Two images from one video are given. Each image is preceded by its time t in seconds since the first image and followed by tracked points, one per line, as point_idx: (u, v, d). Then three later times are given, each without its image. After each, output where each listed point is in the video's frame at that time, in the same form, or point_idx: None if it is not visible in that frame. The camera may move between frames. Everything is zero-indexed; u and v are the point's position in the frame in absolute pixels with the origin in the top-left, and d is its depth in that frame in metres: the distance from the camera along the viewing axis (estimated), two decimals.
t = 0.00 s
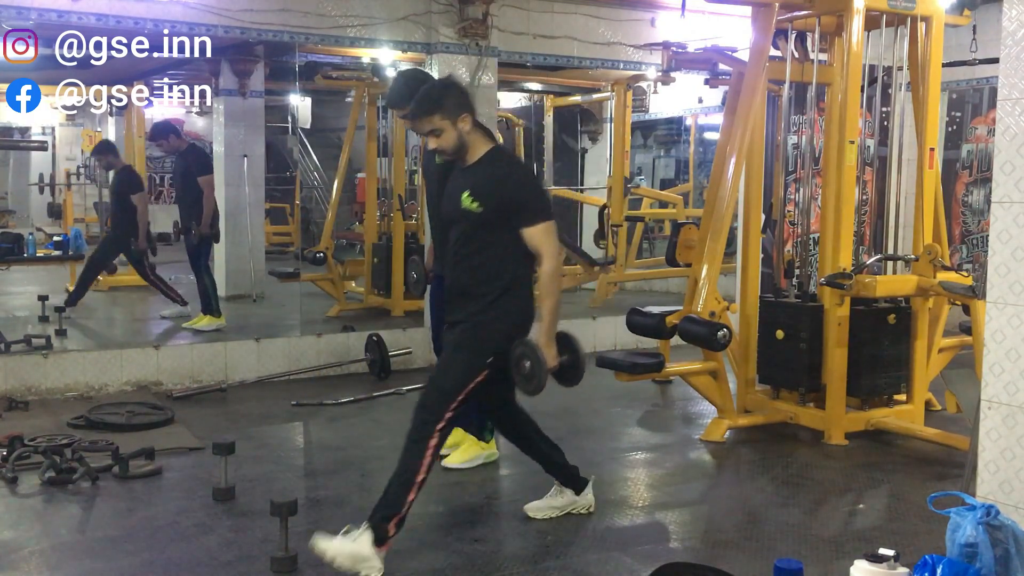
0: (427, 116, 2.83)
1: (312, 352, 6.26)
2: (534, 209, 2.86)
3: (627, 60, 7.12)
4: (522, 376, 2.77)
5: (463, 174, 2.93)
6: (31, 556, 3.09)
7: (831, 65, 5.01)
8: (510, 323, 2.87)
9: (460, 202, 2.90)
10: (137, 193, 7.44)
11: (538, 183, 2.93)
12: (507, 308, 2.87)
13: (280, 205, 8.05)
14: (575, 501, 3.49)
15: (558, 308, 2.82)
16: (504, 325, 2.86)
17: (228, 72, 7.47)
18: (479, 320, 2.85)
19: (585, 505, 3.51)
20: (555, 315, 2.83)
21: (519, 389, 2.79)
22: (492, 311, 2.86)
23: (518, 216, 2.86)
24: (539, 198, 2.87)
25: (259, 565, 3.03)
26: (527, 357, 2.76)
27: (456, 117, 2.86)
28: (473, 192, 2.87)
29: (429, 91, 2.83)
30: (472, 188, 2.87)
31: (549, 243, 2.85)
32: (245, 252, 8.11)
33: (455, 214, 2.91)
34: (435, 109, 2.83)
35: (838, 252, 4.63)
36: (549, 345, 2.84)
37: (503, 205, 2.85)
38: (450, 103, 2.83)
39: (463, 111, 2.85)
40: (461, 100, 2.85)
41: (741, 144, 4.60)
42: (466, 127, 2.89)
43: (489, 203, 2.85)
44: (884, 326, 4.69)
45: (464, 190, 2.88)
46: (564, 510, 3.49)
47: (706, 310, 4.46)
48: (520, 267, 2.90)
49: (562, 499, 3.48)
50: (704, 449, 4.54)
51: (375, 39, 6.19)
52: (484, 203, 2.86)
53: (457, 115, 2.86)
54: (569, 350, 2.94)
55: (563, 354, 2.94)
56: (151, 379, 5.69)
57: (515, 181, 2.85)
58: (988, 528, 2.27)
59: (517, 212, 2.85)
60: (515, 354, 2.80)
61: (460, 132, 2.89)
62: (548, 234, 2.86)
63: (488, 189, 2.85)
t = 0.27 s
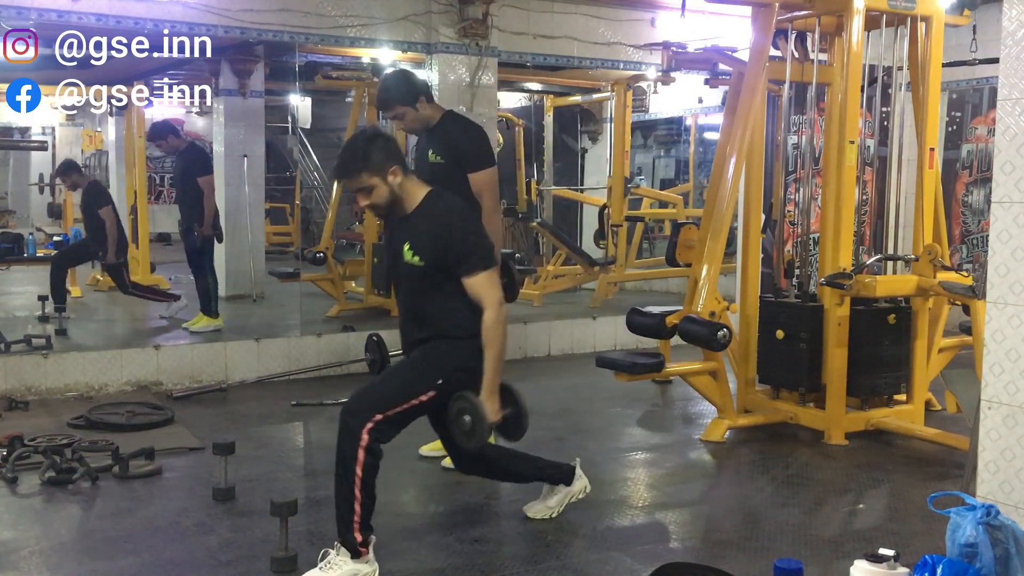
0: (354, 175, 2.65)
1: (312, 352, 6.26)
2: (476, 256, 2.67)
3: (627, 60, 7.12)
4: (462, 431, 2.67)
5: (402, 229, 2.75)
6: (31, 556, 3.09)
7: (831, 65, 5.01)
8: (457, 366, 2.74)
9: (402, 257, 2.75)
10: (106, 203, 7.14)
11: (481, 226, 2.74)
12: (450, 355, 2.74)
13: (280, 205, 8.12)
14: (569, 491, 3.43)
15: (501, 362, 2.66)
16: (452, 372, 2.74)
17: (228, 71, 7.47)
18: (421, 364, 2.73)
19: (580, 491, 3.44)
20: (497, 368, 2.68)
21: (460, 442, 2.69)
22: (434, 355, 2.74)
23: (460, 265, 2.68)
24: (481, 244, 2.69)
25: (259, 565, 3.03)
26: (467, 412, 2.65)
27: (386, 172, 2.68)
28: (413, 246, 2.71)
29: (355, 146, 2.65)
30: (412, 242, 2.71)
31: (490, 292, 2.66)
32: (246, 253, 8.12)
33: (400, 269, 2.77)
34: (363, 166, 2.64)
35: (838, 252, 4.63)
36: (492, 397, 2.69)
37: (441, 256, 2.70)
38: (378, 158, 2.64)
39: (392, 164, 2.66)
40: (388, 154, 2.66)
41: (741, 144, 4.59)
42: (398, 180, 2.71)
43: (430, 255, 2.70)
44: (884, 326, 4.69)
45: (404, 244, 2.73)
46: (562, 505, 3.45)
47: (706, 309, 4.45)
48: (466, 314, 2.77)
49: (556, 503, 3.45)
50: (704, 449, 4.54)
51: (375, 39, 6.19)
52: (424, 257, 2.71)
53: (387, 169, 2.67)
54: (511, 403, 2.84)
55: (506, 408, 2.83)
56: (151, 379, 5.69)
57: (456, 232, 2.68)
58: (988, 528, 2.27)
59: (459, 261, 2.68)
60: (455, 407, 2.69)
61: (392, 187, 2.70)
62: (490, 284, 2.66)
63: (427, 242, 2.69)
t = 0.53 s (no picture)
0: (330, 212, 2.59)
1: (313, 351, 6.26)
2: (450, 288, 2.58)
3: (627, 60, 7.12)
4: (412, 459, 2.55)
5: (380, 262, 2.71)
6: (31, 556, 3.09)
7: (831, 65, 5.01)
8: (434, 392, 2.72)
9: (379, 290, 2.71)
10: (93, 216, 7.09)
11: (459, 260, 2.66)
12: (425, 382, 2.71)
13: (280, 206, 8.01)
14: (564, 488, 3.44)
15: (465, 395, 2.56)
16: (434, 395, 2.72)
17: (228, 71, 7.47)
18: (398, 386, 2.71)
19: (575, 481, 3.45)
20: (461, 402, 2.57)
21: (408, 472, 2.56)
22: (411, 381, 2.72)
23: (434, 298, 2.61)
24: (457, 276, 2.61)
25: (259, 565, 3.03)
26: (422, 439, 2.55)
27: (362, 207, 2.62)
28: (391, 280, 2.67)
29: (330, 182, 2.59)
30: (391, 275, 2.67)
31: (465, 326, 2.57)
32: (246, 254, 8.09)
33: (378, 300, 2.74)
34: (339, 202, 2.59)
35: (838, 252, 4.63)
36: (451, 432, 2.56)
37: (418, 287, 2.64)
38: (353, 196, 2.59)
39: (368, 200, 2.61)
40: (364, 189, 2.61)
41: (741, 144, 4.59)
42: (376, 215, 2.66)
43: (406, 290, 2.65)
44: (884, 326, 4.69)
45: (381, 278, 2.69)
46: (559, 502, 3.46)
47: (706, 309, 4.45)
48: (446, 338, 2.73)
49: (554, 502, 3.45)
50: (704, 449, 4.54)
51: (375, 39, 6.19)
52: (402, 291, 2.66)
53: (364, 205, 2.62)
54: (469, 446, 2.65)
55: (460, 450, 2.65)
56: (151, 379, 5.69)
57: (430, 267, 2.62)
58: (988, 528, 2.27)
59: (432, 295, 2.61)
60: (411, 433, 2.59)
61: (369, 221, 2.65)
62: (465, 317, 2.58)
63: (405, 276, 2.65)
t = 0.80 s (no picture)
0: (323, 234, 2.56)
1: (313, 351, 6.26)
2: (438, 315, 2.56)
3: (627, 60, 7.12)
4: (399, 485, 2.57)
5: (370, 284, 2.70)
6: (31, 556, 3.09)
7: (831, 65, 5.00)
8: (422, 412, 2.72)
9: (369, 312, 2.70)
10: (90, 226, 6.88)
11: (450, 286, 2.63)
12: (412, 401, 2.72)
13: (280, 206, 8.05)
14: (560, 485, 3.45)
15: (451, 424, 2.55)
16: (423, 414, 2.71)
17: (228, 71, 7.47)
18: (386, 402, 2.71)
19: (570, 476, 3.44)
20: (447, 429, 2.56)
21: (395, 497, 2.58)
22: (400, 399, 2.72)
23: (423, 323, 2.59)
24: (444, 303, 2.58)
25: (259, 565, 3.03)
26: (409, 466, 2.56)
27: (355, 229, 2.60)
28: (380, 303, 2.66)
29: (322, 204, 2.56)
30: (380, 298, 2.65)
31: (453, 353, 2.54)
32: (247, 257, 8.08)
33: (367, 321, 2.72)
34: (331, 224, 2.56)
35: (838, 252, 4.63)
36: (437, 461, 2.57)
37: (405, 312, 2.62)
38: (346, 220, 2.57)
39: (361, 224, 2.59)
40: (356, 211, 2.59)
41: (741, 144, 4.59)
42: (368, 238, 2.64)
43: (395, 314, 2.64)
44: (884, 326, 4.69)
45: (371, 301, 2.68)
46: (557, 500, 3.47)
47: (706, 309, 4.45)
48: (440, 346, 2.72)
49: (552, 501, 3.46)
50: (704, 449, 4.54)
51: (375, 39, 6.19)
52: (391, 316, 2.65)
53: (356, 228, 2.60)
54: (458, 472, 2.66)
55: (449, 475, 2.66)
56: (151, 379, 5.69)
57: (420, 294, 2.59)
58: (988, 528, 2.27)
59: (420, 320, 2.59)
60: (399, 459, 2.59)
61: (361, 244, 2.63)
62: (453, 344, 2.54)
63: (394, 299, 2.63)
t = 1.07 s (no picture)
0: (316, 244, 2.55)
1: (312, 352, 6.26)
2: (434, 326, 2.58)
3: (627, 60, 7.12)
4: (402, 498, 2.56)
5: (364, 295, 2.70)
6: (31, 556, 3.09)
7: (831, 65, 5.00)
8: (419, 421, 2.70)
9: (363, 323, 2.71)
10: (87, 231, 6.78)
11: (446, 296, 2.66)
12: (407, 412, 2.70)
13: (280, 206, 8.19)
14: (559, 485, 3.45)
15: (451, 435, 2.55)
16: (419, 425, 2.70)
17: (228, 71, 7.48)
18: (380, 412, 2.70)
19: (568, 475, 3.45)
20: (448, 441, 2.56)
21: (399, 510, 2.58)
22: (395, 410, 2.70)
23: (418, 334, 2.60)
24: (440, 313, 2.60)
25: (259, 565, 3.03)
26: (411, 479, 2.55)
27: (348, 240, 2.60)
28: (374, 314, 2.67)
29: (314, 216, 2.55)
30: (374, 310, 2.66)
31: (449, 364, 2.56)
32: (246, 256, 8.10)
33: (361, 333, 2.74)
34: (324, 234, 2.55)
35: (838, 253, 4.63)
36: (439, 471, 2.58)
37: (400, 322, 2.64)
38: (338, 230, 2.57)
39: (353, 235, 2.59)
40: (348, 223, 2.59)
41: (741, 144, 4.59)
42: (360, 249, 2.65)
43: (389, 324, 2.65)
44: (884, 326, 4.68)
45: (365, 312, 2.68)
46: (556, 500, 3.47)
47: (706, 309, 4.45)
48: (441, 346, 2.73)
49: (552, 501, 3.46)
50: (704, 449, 4.54)
51: (375, 39, 6.19)
52: (387, 327, 2.66)
53: (349, 239, 2.60)
54: (460, 480, 2.66)
55: (451, 485, 2.67)
56: (151, 379, 5.69)
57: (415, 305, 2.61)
58: (988, 528, 2.27)
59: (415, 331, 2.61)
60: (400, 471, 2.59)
61: (354, 254, 2.64)
62: (449, 355, 2.57)
63: (387, 310, 2.64)
